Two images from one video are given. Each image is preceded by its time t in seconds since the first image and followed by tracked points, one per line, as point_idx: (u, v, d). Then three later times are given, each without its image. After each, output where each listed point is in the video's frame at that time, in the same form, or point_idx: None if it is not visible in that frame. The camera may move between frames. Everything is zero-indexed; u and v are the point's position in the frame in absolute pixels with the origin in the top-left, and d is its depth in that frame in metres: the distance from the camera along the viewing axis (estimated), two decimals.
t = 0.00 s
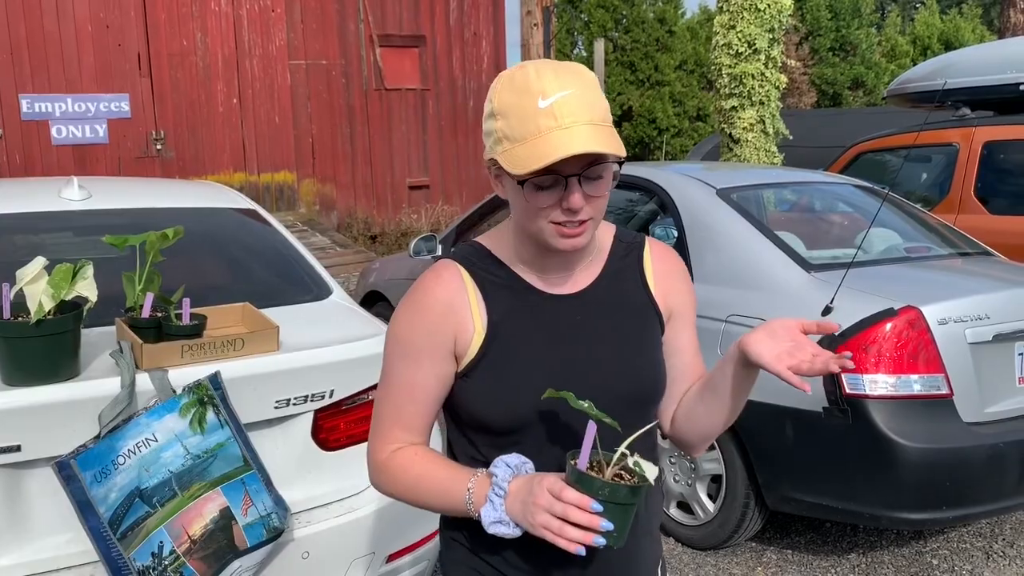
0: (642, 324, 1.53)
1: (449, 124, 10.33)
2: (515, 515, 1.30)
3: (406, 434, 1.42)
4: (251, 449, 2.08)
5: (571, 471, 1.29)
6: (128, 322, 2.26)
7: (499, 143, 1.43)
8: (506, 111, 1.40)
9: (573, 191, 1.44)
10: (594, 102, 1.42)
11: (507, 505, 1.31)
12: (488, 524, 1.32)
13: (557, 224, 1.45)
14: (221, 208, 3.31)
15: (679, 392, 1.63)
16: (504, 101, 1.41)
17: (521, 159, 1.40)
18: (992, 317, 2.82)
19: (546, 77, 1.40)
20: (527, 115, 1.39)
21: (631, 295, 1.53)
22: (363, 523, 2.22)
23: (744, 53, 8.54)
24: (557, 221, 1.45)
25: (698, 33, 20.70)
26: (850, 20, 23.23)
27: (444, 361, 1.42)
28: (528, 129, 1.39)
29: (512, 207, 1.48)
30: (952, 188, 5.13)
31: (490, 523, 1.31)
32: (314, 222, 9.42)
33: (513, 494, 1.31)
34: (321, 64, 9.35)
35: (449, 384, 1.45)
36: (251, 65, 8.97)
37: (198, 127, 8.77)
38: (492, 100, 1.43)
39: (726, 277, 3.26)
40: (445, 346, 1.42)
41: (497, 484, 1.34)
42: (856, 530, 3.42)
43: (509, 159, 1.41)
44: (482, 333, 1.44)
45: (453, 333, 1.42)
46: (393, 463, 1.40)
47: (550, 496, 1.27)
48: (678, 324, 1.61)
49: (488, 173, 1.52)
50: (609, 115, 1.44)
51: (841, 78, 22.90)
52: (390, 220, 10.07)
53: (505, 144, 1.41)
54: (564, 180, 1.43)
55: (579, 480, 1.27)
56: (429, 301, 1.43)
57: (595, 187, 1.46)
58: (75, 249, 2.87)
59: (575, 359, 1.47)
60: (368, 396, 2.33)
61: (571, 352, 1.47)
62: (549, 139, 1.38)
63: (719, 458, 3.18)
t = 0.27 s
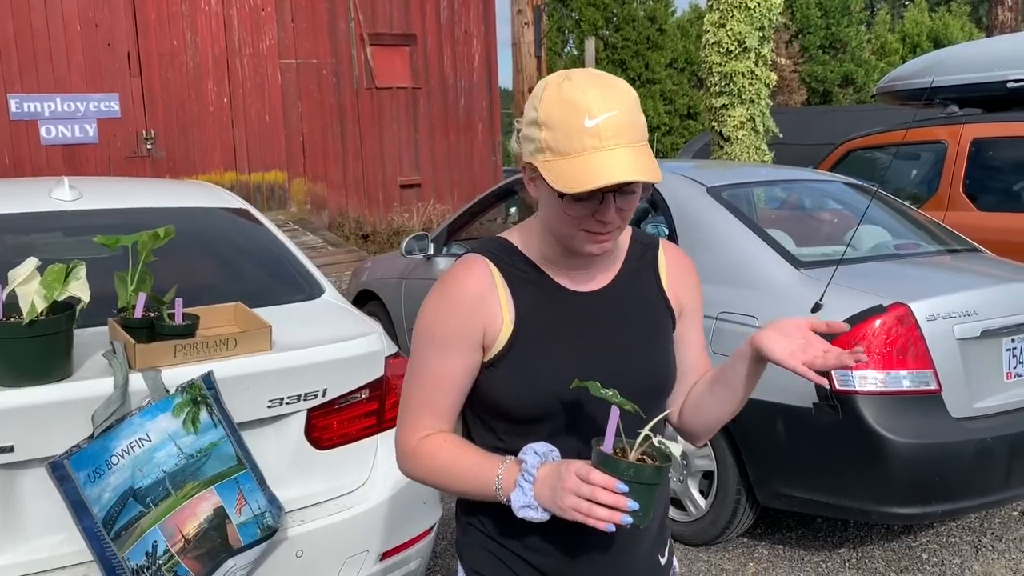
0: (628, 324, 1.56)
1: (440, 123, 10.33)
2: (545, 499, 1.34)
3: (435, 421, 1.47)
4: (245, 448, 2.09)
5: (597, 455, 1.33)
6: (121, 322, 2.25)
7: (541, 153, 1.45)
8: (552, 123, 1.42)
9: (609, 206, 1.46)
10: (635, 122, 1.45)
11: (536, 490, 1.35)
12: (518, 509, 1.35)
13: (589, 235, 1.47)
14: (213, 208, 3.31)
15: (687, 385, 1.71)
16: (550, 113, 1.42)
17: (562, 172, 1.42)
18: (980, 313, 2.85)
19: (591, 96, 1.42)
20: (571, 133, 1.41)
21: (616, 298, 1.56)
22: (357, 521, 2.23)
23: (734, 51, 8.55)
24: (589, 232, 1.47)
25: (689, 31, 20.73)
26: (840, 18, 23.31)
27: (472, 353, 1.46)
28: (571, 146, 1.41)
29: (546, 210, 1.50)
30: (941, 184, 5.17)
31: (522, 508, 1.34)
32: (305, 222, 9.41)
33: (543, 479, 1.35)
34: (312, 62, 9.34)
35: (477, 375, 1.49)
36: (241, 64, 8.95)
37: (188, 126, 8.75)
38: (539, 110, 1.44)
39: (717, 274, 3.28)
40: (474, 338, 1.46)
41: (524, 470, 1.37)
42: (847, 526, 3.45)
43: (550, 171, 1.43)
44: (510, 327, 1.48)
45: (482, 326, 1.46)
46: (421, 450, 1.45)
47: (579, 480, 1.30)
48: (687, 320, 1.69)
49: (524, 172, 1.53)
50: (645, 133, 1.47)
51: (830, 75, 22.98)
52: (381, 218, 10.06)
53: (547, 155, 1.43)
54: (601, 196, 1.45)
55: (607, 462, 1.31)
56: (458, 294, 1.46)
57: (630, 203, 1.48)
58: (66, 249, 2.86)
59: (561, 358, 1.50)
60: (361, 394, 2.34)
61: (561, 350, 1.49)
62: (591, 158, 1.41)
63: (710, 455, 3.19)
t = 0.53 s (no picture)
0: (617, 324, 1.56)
1: (430, 123, 10.34)
2: (545, 491, 1.36)
3: (442, 415, 1.49)
4: (235, 450, 2.10)
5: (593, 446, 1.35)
6: (111, 325, 2.27)
7: (547, 161, 1.46)
8: (559, 133, 1.44)
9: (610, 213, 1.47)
10: (639, 134, 1.47)
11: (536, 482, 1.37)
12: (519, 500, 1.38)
13: (590, 241, 1.49)
14: (203, 210, 3.32)
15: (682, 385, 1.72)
16: (557, 123, 1.45)
17: (568, 180, 1.43)
18: (963, 313, 2.88)
19: (596, 108, 1.44)
20: (576, 142, 1.43)
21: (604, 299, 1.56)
22: (348, 522, 2.25)
23: (722, 51, 8.59)
24: (590, 238, 1.49)
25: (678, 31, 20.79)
26: (828, 17, 23.41)
27: (479, 349, 1.48)
28: (577, 155, 1.43)
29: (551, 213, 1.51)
30: (927, 185, 5.22)
31: (523, 499, 1.36)
32: (295, 222, 9.40)
33: (543, 472, 1.37)
34: (301, 63, 9.33)
35: (483, 370, 1.51)
36: (231, 65, 8.93)
37: (177, 126, 8.73)
38: (545, 121, 1.46)
39: (705, 275, 3.30)
40: (481, 335, 1.47)
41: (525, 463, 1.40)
42: (834, 524, 3.49)
43: (556, 179, 1.45)
44: (516, 324, 1.49)
45: (489, 323, 1.48)
46: (430, 444, 1.46)
47: (577, 472, 1.32)
48: (682, 320, 1.71)
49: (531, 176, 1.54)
50: (647, 145, 1.50)
51: (819, 74, 23.09)
52: (371, 219, 10.07)
53: (553, 163, 1.45)
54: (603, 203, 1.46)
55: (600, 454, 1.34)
56: (466, 291, 1.48)
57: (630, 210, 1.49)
58: (55, 252, 2.87)
59: (549, 361, 1.51)
60: (351, 397, 2.35)
61: (548, 353, 1.51)
62: (594, 166, 1.43)
63: (698, 454, 3.22)
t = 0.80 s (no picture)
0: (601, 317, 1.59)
1: (424, 121, 10.37)
2: (515, 472, 1.42)
3: (428, 392, 1.54)
4: (226, 443, 2.13)
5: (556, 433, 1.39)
6: (104, 319, 2.29)
7: (526, 156, 1.52)
8: (536, 128, 1.49)
9: (585, 206, 1.51)
10: (616, 133, 1.51)
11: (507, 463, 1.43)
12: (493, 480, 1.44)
13: (566, 233, 1.53)
14: (195, 207, 3.35)
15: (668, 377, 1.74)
16: (535, 119, 1.50)
17: (543, 173, 1.48)
18: (945, 310, 2.93)
19: (574, 105, 1.49)
20: (553, 137, 1.48)
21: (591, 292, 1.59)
22: (337, 515, 2.29)
23: (715, 51, 8.64)
24: (566, 229, 1.53)
25: (673, 30, 20.85)
26: (822, 17, 23.49)
27: (463, 330, 1.52)
28: (553, 150, 1.48)
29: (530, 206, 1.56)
30: (915, 184, 5.28)
31: (496, 480, 1.42)
32: (290, 220, 9.43)
33: (513, 453, 1.42)
34: (295, 61, 9.35)
35: (468, 350, 1.55)
36: (225, 63, 8.95)
37: (171, 124, 8.75)
38: (525, 117, 1.51)
39: (692, 273, 3.35)
40: (466, 317, 1.51)
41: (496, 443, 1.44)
42: (819, 518, 3.54)
43: (533, 172, 1.50)
44: (499, 306, 1.53)
45: (473, 306, 1.52)
46: (415, 419, 1.52)
47: (542, 458, 1.37)
48: (670, 316, 1.71)
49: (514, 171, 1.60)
50: (624, 142, 1.54)
51: (813, 74, 23.18)
52: (365, 217, 10.11)
53: (531, 157, 1.50)
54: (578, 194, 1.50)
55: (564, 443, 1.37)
56: (452, 274, 1.52)
57: (606, 204, 1.53)
58: (49, 248, 2.90)
59: (531, 353, 1.55)
60: (340, 391, 2.39)
61: (530, 345, 1.55)
62: (569, 160, 1.47)
63: (686, 449, 3.27)
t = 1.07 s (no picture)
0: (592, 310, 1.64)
1: (436, 120, 10.44)
2: (495, 449, 1.50)
3: (424, 373, 1.63)
4: (234, 429, 2.21)
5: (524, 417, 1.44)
6: (117, 309, 2.37)
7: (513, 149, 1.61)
8: (521, 121, 1.59)
9: (564, 196, 1.59)
10: (597, 129, 1.59)
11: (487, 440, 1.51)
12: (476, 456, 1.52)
13: (547, 222, 1.61)
14: (208, 203, 3.44)
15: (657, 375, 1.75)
16: (521, 113, 1.59)
17: (524, 162, 1.57)
18: (941, 310, 2.97)
19: (557, 102, 1.58)
20: (534, 129, 1.57)
21: (583, 286, 1.64)
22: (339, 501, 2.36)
23: (726, 53, 8.66)
24: (548, 219, 1.61)
25: (686, 31, 20.86)
26: (838, 19, 23.41)
27: (455, 315, 1.60)
28: (533, 142, 1.57)
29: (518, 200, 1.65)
30: (922, 186, 5.30)
31: (480, 458, 1.51)
32: (302, 217, 9.53)
33: (491, 431, 1.50)
34: (309, 60, 9.45)
35: (462, 334, 1.63)
36: (239, 61, 9.05)
37: (186, 121, 8.86)
38: (514, 114, 1.62)
39: (693, 271, 3.40)
40: (457, 302, 1.60)
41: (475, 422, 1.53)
42: (817, 514, 3.58)
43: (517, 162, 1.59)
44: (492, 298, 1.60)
45: (465, 291, 1.60)
46: (409, 397, 1.61)
47: (515, 440, 1.44)
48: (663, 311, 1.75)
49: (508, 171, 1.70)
50: (606, 141, 1.60)
51: (828, 76, 23.10)
52: (377, 215, 10.20)
53: (515, 148, 1.60)
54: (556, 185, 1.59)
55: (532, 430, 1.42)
56: (446, 263, 1.61)
57: (584, 196, 1.61)
58: (66, 241, 2.99)
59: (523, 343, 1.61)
60: (345, 381, 2.46)
61: (521, 336, 1.61)
62: (547, 150, 1.55)
63: (685, 445, 3.32)
